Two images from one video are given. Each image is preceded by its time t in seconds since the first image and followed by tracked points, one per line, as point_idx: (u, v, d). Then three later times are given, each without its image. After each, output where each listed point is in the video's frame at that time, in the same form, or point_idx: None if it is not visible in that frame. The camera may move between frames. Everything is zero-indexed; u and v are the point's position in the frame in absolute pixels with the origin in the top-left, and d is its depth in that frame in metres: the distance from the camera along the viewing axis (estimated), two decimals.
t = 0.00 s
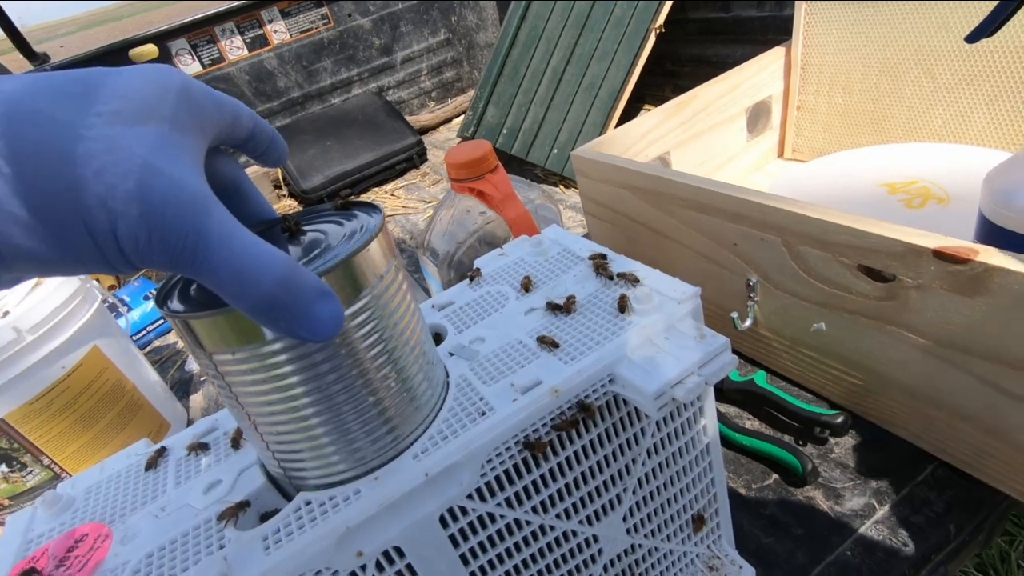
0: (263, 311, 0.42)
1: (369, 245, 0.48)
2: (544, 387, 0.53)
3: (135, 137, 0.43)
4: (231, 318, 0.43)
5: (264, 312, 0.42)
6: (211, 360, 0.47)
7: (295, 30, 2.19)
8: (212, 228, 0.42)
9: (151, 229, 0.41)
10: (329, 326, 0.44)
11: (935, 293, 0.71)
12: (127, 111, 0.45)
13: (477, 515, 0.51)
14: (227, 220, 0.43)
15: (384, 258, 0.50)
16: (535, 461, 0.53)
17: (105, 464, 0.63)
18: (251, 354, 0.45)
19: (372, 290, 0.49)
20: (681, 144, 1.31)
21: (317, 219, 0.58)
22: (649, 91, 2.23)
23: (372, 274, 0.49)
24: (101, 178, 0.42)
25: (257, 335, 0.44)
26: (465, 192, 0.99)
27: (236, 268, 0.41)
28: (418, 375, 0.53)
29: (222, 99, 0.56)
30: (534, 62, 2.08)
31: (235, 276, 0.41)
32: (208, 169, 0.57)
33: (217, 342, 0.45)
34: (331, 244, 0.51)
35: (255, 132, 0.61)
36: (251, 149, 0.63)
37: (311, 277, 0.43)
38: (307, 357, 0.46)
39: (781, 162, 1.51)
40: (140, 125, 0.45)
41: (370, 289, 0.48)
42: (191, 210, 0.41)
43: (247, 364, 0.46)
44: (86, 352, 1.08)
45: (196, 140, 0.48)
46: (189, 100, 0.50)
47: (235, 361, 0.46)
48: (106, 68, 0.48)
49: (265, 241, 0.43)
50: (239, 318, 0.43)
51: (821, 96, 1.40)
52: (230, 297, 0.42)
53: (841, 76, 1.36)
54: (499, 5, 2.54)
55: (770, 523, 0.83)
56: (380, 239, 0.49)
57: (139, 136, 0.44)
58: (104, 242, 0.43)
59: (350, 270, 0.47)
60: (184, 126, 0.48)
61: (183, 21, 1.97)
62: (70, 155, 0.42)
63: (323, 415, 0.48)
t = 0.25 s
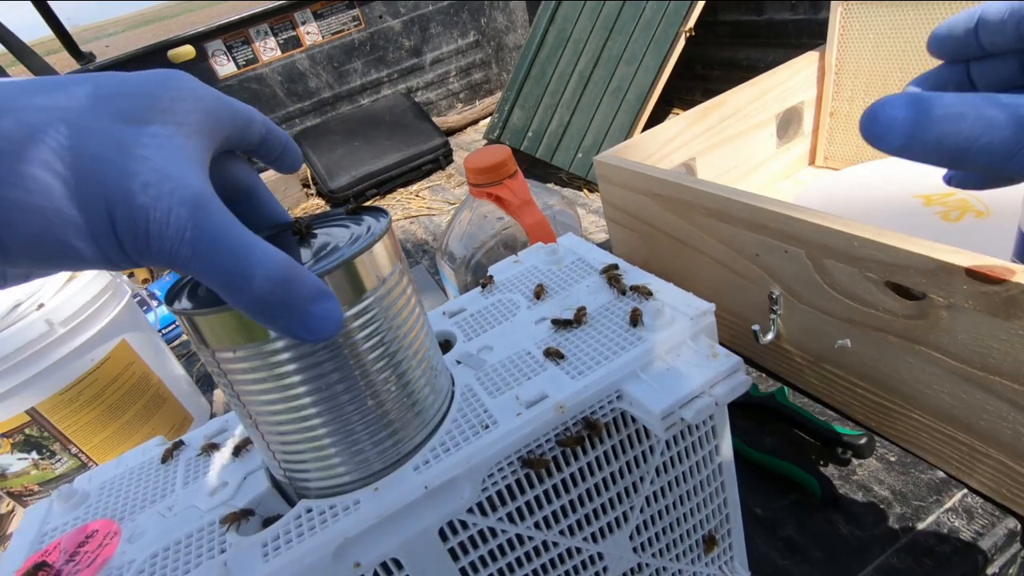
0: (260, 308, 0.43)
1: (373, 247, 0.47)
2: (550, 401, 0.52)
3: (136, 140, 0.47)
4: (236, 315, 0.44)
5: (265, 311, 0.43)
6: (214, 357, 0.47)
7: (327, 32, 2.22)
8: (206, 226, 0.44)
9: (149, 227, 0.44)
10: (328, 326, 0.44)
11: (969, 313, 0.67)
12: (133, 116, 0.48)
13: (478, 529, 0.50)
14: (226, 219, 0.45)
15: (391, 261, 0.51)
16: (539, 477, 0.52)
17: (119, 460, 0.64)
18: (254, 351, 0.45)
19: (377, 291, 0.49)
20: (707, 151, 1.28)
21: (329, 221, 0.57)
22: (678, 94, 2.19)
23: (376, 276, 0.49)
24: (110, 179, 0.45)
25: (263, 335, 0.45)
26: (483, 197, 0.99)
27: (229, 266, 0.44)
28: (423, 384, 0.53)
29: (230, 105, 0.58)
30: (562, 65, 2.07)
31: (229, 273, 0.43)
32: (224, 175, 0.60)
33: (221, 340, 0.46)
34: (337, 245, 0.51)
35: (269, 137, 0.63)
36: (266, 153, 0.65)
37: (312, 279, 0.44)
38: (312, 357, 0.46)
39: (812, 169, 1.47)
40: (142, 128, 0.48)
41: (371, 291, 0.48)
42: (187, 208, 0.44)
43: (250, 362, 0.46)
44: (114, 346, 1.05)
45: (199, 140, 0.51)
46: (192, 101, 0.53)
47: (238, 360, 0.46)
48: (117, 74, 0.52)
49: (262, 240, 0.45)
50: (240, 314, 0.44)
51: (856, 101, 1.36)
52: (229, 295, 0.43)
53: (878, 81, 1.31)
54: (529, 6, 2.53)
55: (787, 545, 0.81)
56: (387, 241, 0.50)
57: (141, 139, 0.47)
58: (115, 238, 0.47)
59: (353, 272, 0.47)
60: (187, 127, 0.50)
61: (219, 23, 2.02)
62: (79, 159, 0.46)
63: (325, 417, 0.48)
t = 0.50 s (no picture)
0: (280, 327, 0.44)
1: (392, 257, 0.47)
2: (568, 411, 0.52)
3: (150, 154, 0.48)
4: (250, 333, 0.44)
5: (279, 331, 0.44)
6: (229, 371, 0.48)
7: (347, 34, 2.23)
8: (221, 244, 0.45)
9: (164, 243, 0.46)
10: (346, 343, 0.44)
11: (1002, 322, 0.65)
12: (147, 129, 0.50)
13: (494, 539, 0.50)
14: (241, 235, 0.46)
15: (408, 271, 0.50)
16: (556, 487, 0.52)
17: (137, 460, 0.65)
18: (271, 367, 0.46)
19: (395, 305, 0.48)
20: (729, 153, 1.26)
21: (343, 225, 0.56)
22: (697, 96, 2.16)
23: (393, 287, 0.48)
24: (125, 193, 0.46)
25: (278, 352, 0.45)
26: (502, 200, 0.98)
27: (246, 282, 0.45)
28: (440, 392, 0.53)
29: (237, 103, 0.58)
30: (580, 67, 2.06)
31: (246, 291, 0.45)
32: (234, 176, 0.60)
33: (237, 355, 0.46)
34: (354, 256, 0.50)
35: (279, 137, 0.63)
36: (276, 152, 0.65)
37: (330, 296, 0.44)
38: (328, 373, 0.46)
39: (836, 172, 1.44)
40: (155, 141, 0.49)
41: (390, 302, 0.48)
42: (204, 225, 0.45)
43: (265, 376, 0.46)
44: (136, 345, 1.06)
45: (211, 151, 0.52)
46: (205, 111, 0.54)
47: (253, 376, 0.46)
48: (132, 82, 0.53)
49: (276, 256, 0.46)
50: (255, 334, 0.44)
51: (883, 103, 1.33)
52: (246, 313, 0.44)
53: (905, 82, 1.28)
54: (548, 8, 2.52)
55: (810, 558, 0.79)
56: (405, 249, 0.49)
57: (155, 154, 0.48)
58: (128, 254, 0.48)
59: (370, 285, 0.46)
60: (199, 140, 0.52)
61: (241, 26, 2.04)
62: (96, 171, 0.47)
63: (340, 429, 0.48)
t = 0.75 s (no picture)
0: (281, 344, 0.43)
1: (393, 262, 0.46)
2: (582, 417, 0.51)
3: (141, 169, 0.48)
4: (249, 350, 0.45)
5: (278, 345, 0.43)
6: (229, 382, 0.48)
7: (357, 36, 2.23)
8: (214, 261, 0.45)
9: (155, 262, 0.45)
10: (350, 356, 0.44)
11: None
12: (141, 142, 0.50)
13: (507, 546, 0.49)
14: (235, 251, 0.46)
15: (410, 276, 0.49)
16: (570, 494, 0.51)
17: (152, 462, 0.65)
18: (273, 382, 0.46)
19: (398, 313, 0.48)
20: (741, 154, 1.25)
21: (342, 225, 0.56)
22: (709, 96, 2.15)
23: (395, 293, 0.47)
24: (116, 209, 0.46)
25: (280, 367, 0.45)
26: (512, 202, 0.98)
27: (239, 300, 0.44)
28: (451, 397, 0.53)
29: (228, 109, 0.58)
30: (590, 68, 2.05)
31: (240, 309, 0.44)
32: (231, 179, 0.61)
33: (238, 368, 0.46)
34: (354, 262, 0.50)
35: (274, 139, 0.65)
36: (272, 154, 0.67)
37: (330, 309, 0.43)
38: (333, 387, 0.46)
39: (850, 173, 1.42)
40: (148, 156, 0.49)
41: (395, 308, 0.47)
42: (198, 242, 0.45)
43: (269, 390, 0.46)
44: (149, 347, 1.04)
45: (205, 163, 0.52)
46: (198, 122, 0.54)
47: (256, 389, 0.46)
48: (122, 94, 0.53)
49: (272, 271, 0.46)
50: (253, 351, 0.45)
51: (898, 104, 1.31)
52: (244, 334, 0.44)
53: (921, 83, 1.26)
54: (557, 9, 2.51)
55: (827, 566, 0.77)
56: (405, 251, 0.48)
57: (147, 169, 0.48)
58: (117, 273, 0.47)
59: (373, 292, 0.46)
60: (194, 153, 0.52)
61: (251, 29, 2.05)
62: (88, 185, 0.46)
63: (346, 438, 0.48)
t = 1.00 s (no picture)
0: (275, 335, 0.42)
1: (388, 257, 0.46)
2: (585, 421, 0.51)
3: (135, 163, 0.47)
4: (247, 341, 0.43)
5: (272, 337, 0.42)
6: (228, 379, 0.47)
7: (355, 39, 2.23)
8: (207, 250, 0.44)
9: (149, 252, 0.45)
10: (344, 348, 0.43)
11: None
12: (135, 137, 0.49)
13: (510, 553, 0.49)
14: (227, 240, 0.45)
15: (406, 273, 0.49)
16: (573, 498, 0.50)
17: (150, 470, 0.65)
18: (269, 375, 0.45)
19: (393, 308, 0.47)
20: (741, 155, 1.24)
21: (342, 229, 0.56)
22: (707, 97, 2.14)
23: (390, 289, 0.47)
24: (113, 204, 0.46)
25: (276, 358, 0.44)
26: (512, 205, 0.97)
27: (230, 289, 0.43)
28: (452, 402, 0.52)
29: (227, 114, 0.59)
30: (588, 70, 2.05)
31: (231, 297, 0.43)
32: (230, 185, 0.59)
33: (235, 364, 0.45)
34: (349, 259, 0.50)
35: (273, 146, 0.65)
36: (272, 163, 0.66)
37: (324, 301, 0.43)
38: (329, 378, 0.45)
39: (850, 173, 1.42)
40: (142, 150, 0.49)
41: (390, 303, 0.47)
42: (190, 233, 0.44)
43: (263, 381, 0.45)
44: (148, 352, 1.04)
45: (200, 159, 0.52)
46: (194, 120, 0.54)
47: (253, 385, 0.46)
48: (118, 95, 0.53)
49: (265, 261, 0.45)
50: (250, 341, 0.43)
51: (897, 104, 1.31)
52: (237, 322, 0.42)
53: (921, 82, 1.26)
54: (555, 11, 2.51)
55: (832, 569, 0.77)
56: (403, 247, 0.48)
57: (141, 162, 0.48)
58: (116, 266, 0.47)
59: (369, 287, 0.45)
60: (191, 149, 0.52)
61: (249, 33, 2.04)
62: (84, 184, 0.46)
63: (346, 438, 0.47)
